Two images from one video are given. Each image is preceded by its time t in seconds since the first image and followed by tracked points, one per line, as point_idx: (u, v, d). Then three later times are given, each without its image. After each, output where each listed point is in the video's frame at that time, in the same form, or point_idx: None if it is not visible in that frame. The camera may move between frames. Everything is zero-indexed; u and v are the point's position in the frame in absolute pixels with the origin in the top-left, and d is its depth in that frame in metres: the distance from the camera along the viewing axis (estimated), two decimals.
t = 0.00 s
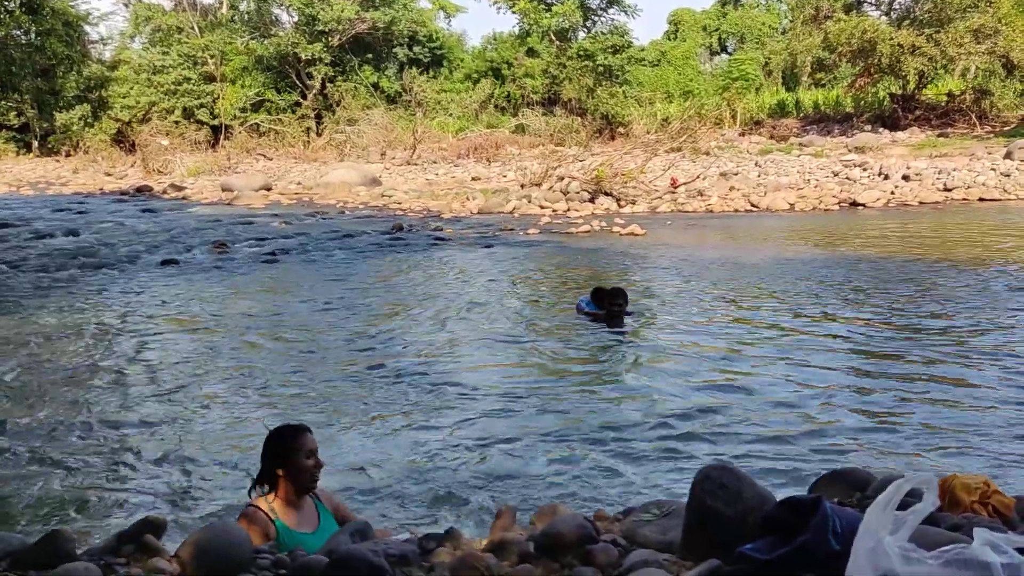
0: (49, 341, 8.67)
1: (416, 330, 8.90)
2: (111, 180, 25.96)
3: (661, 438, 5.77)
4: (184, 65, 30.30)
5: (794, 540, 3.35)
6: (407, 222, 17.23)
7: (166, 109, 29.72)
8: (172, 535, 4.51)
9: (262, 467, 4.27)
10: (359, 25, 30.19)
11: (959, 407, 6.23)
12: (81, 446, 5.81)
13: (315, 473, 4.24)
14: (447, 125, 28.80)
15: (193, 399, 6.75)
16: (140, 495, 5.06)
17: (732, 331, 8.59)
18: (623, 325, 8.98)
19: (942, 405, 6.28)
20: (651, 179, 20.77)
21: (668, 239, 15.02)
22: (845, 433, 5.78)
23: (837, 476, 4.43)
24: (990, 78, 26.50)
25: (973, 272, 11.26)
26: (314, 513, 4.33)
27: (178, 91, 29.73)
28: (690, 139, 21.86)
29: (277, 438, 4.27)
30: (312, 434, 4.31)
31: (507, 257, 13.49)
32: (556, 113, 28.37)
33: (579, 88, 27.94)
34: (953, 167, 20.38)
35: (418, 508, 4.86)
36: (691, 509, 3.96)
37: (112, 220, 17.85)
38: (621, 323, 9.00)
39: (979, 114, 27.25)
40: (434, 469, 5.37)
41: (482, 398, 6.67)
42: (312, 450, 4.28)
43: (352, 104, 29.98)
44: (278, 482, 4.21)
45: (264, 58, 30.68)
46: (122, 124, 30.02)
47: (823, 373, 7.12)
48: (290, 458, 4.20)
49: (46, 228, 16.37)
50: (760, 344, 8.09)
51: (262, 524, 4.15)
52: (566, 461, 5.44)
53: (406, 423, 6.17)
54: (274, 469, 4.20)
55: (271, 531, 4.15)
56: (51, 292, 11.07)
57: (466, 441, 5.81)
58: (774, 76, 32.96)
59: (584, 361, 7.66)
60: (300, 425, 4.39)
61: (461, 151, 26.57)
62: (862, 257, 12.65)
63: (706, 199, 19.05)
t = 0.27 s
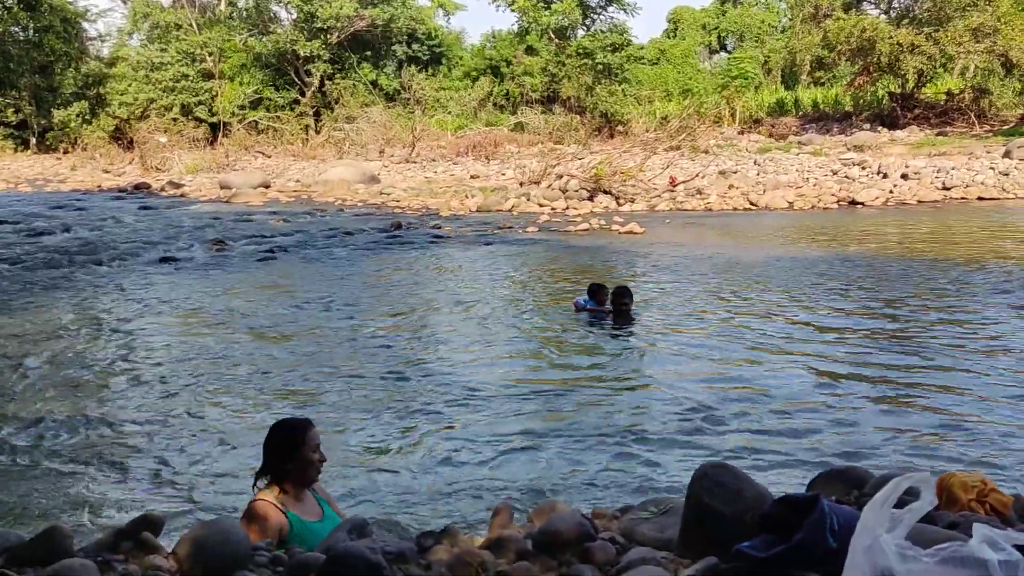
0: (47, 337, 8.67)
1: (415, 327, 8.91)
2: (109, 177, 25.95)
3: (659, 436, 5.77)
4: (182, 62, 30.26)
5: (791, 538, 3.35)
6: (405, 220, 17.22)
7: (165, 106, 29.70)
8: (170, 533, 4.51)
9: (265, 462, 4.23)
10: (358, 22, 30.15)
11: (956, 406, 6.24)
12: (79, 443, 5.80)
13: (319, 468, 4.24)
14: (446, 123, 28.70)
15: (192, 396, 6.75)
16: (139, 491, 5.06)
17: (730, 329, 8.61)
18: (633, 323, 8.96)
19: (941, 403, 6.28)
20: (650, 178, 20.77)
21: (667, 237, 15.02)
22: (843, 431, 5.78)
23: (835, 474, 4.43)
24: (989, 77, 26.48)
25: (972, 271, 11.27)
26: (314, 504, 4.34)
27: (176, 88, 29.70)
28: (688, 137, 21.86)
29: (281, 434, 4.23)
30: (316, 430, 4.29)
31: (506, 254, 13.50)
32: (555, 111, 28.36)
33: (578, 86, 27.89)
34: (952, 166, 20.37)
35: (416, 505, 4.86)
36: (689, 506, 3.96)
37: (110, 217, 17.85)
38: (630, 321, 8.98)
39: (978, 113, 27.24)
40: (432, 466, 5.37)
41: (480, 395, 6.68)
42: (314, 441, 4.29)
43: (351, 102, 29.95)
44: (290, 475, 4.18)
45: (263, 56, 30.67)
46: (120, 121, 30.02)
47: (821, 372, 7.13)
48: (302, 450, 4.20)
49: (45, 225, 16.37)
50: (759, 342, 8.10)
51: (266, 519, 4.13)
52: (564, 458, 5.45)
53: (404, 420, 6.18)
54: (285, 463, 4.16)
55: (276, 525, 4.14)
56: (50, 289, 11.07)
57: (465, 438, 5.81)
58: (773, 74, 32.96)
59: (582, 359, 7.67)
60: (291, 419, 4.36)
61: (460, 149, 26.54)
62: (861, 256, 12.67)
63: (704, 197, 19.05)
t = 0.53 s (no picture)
0: (47, 335, 8.68)
1: (414, 325, 8.93)
2: (108, 174, 25.95)
3: (658, 434, 5.78)
4: (182, 59, 30.24)
5: (790, 537, 3.35)
6: (404, 218, 17.22)
7: (164, 104, 29.68)
8: (169, 530, 4.52)
9: (270, 458, 4.26)
10: (357, 20, 30.12)
11: (954, 404, 6.25)
12: (78, 440, 5.81)
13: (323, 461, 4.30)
14: (446, 121, 28.61)
15: (192, 394, 6.76)
16: (138, 488, 5.07)
17: (729, 327, 8.62)
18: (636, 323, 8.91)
19: (939, 402, 6.29)
20: (649, 176, 20.80)
21: (666, 236, 15.04)
22: (842, 429, 5.80)
23: (834, 472, 4.44)
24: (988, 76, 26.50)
25: (971, 270, 11.28)
26: (320, 494, 4.39)
27: (175, 85, 29.67)
28: (687, 136, 21.86)
29: (285, 429, 4.28)
30: (318, 423, 4.35)
31: (505, 252, 13.53)
32: (554, 109, 28.37)
33: (578, 85, 27.88)
34: (951, 165, 20.39)
35: (415, 503, 4.86)
36: (688, 504, 3.97)
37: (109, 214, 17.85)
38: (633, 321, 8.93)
39: (977, 112, 27.28)
40: (431, 464, 5.38)
41: (479, 393, 6.69)
42: (315, 433, 4.33)
43: (351, 100, 29.94)
44: (295, 471, 4.23)
45: (262, 54, 30.68)
46: (119, 119, 30.04)
47: (820, 370, 7.15)
48: (303, 445, 4.24)
49: (44, 223, 16.37)
50: (758, 341, 8.11)
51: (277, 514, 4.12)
52: (563, 456, 5.46)
53: (403, 417, 6.19)
54: (288, 461, 4.20)
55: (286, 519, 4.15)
56: (49, 287, 11.08)
57: (463, 436, 5.82)
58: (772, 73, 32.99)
59: (581, 357, 7.68)
60: (288, 415, 4.39)
61: (460, 147, 26.50)
62: (859, 254, 12.70)
63: (703, 196, 19.07)
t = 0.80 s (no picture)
0: (46, 332, 8.68)
1: (414, 323, 8.93)
2: (107, 172, 25.95)
3: (657, 432, 5.78)
4: (181, 58, 30.24)
5: (790, 535, 3.34)
6: (403, 217, 17.21)
7: (163, 102, 29.67)
8: (169, 528, 4.52)
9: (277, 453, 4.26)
10: (356, 19, 30.10)
11: (955, 403, 6.25)
12: (78, 437, 5.82)
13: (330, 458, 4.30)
14: (445, 120, 28.52)
15: (191, 391, 6.76)
16: (138, 485, 5.07)
17: (730, 326, 8.63)
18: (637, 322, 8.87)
19: (938, 401, 6.28)
20: (648, 175, 20.82)
21: (665, 235, 15.04)
22: (841, 428, 5.79)
23: (833, 471, 4.43)
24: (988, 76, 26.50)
25: (971, 270, 11.28)
26: (326, 488, 4.39)
27: (174, 83, 29.68)
28: (687, 135, 21.87)
29: (295, 425, 4.29)
30: (326, 421, 4.36)
31: (505, 251, 13.55)
32: (553, 108, 28.37)
33: (577, 84, 27.87)
34: (950, 165, 20.40)
35: (415, 501, 4.86)
36: (688, 502, 3.97)
37: (108, 212, 17.86)
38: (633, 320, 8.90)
39: (976, 112, 27.32)
40: (431, 461, 5.38)
41: (478, 391, 6.69)
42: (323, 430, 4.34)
43: (350, 98, 29.93)
44: (302, 467, 4.23)
45: (261, 52, 30.70)
46: (119, 117, 30.06)
47: (822, 369, 7.14)
48: (312, 440, 4.24)
49: (43, 221, 16.37)
50: (758, 339, 8.11)
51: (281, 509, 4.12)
52: (563, 454, 5.45)
53: (403, 415, 6.19)
54: (297, 456, 4.20)
55: (290, 515, 4.14)
56: (48, 284, 11.08)
57: (463, 434, 5.82)
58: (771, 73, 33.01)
59: (581, 356, 7.69)
60: (296, 412, 4.41)
61: (459, 146, 26.47)
62: (858, 254, 12.72)
63: (703, 195, 19.08)
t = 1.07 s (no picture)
0: (45, 332, 8.67)
1: (414, 322, 8.93)
2: (106, 171, 25.92)
3: (657, 432, 5.78)
4: (180, 56, 30.20)
5: (789, 534, 3.35)
6: (402, 216, 17.20)
7: (162, 101, 29.62)
8: (168, 526, 4.52)
9: (274, 457, 4.25)
10: (355, 18, 30.10)
11: (954, 403, 6.25)
12: (77, 436, 5.81)
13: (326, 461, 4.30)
14: (444, 119, 28.46)
15: (190, 390, 6.75)
16: (137, 484, 5.07)
17: (731, 326, 8.63)
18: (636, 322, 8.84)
19: (938, 401, 6.28)
20: (648, 175, 20.82)
21: (664, 234, 15.04)
22: (840, 427, 5.79)
23: (833, 470, 4.43)
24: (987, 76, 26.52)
25: (971, 270, 11.29)
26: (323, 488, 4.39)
27: (172, 82, 29.64)
28: (686, 135, 21.87)
29: (291, 429, 4.27)
30: (321, 424, 4.36)
31: (504, 250, 13.55)
32: (552, 108, 28.37)
33: (576, 84, 27.83)
34: (949, 165, 20.41)
35: (415, 501, 4.86)
36: (688, 501, 3.97)
37: (107, 212, 17.83)
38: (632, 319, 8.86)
39: (975, 111, 27.37)
40: (430, 461, 5.38)
41: (477, 391, 6.68)
42: (318, 434, 4.33)
43: (349, 98, 29.91)
44: (298, 471, 4.23)
45: (260, 52, 30.69)
46: (118, 116, 30.04)
47: (822, 368, 7.14)
48: (307, 445, 4.23)
49: (41, 220, 16.35)
50: (759, 338, 8.11)
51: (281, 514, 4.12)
52: (562, 453, 5.45)
53: (403, 414, 6.18)
54: (293, 460, 4.20)
55: (290, 520, 4.14)
56: (46, 284, 11.07)
57: (462, 433, 5.82)
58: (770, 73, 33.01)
59: (581, 355, 7.69)
60: (291, 416, 4.39)
61: (458, 145, 26.44)
62: (858, 253, 12.72)
63: (702, 195, 19.08)
